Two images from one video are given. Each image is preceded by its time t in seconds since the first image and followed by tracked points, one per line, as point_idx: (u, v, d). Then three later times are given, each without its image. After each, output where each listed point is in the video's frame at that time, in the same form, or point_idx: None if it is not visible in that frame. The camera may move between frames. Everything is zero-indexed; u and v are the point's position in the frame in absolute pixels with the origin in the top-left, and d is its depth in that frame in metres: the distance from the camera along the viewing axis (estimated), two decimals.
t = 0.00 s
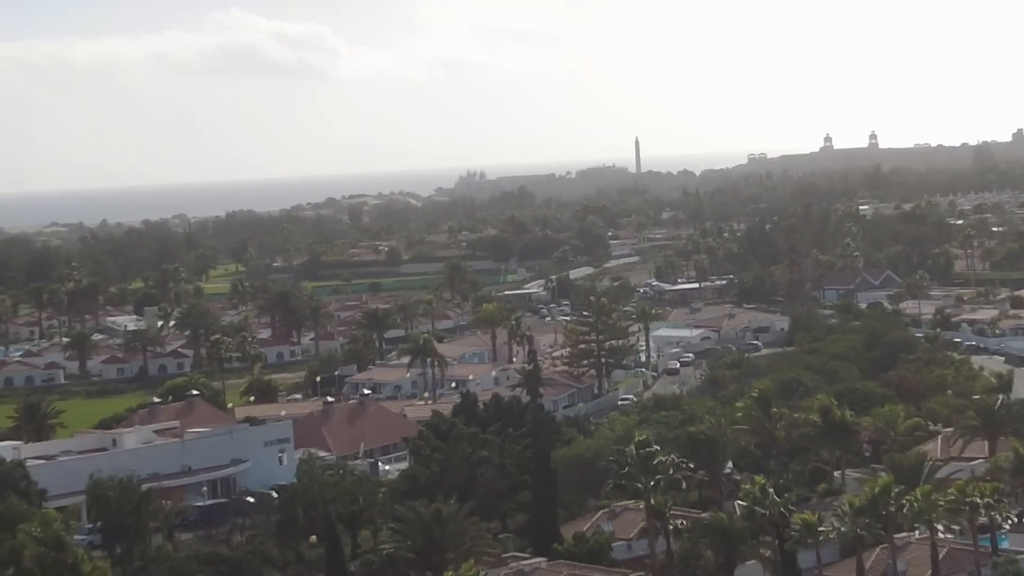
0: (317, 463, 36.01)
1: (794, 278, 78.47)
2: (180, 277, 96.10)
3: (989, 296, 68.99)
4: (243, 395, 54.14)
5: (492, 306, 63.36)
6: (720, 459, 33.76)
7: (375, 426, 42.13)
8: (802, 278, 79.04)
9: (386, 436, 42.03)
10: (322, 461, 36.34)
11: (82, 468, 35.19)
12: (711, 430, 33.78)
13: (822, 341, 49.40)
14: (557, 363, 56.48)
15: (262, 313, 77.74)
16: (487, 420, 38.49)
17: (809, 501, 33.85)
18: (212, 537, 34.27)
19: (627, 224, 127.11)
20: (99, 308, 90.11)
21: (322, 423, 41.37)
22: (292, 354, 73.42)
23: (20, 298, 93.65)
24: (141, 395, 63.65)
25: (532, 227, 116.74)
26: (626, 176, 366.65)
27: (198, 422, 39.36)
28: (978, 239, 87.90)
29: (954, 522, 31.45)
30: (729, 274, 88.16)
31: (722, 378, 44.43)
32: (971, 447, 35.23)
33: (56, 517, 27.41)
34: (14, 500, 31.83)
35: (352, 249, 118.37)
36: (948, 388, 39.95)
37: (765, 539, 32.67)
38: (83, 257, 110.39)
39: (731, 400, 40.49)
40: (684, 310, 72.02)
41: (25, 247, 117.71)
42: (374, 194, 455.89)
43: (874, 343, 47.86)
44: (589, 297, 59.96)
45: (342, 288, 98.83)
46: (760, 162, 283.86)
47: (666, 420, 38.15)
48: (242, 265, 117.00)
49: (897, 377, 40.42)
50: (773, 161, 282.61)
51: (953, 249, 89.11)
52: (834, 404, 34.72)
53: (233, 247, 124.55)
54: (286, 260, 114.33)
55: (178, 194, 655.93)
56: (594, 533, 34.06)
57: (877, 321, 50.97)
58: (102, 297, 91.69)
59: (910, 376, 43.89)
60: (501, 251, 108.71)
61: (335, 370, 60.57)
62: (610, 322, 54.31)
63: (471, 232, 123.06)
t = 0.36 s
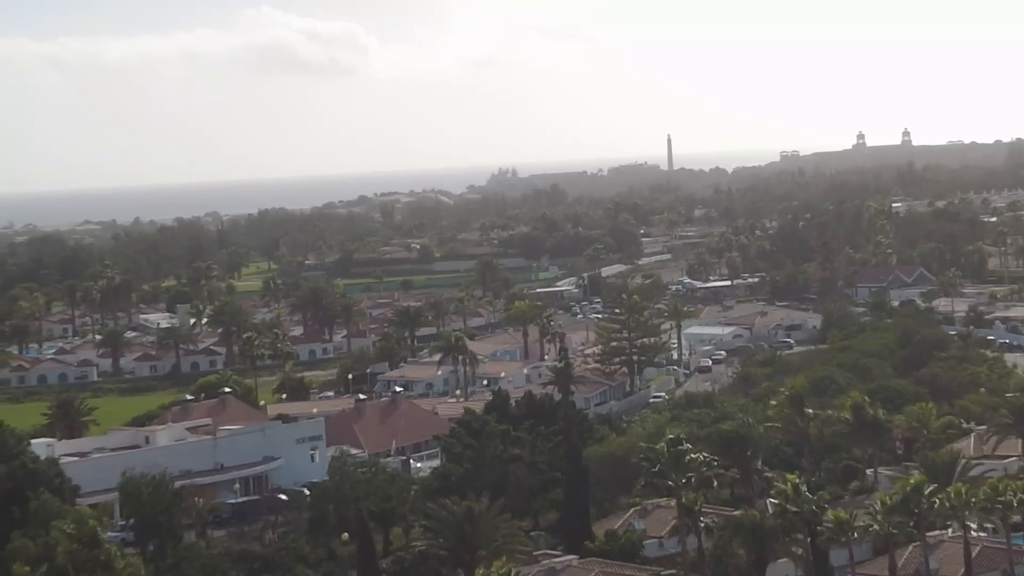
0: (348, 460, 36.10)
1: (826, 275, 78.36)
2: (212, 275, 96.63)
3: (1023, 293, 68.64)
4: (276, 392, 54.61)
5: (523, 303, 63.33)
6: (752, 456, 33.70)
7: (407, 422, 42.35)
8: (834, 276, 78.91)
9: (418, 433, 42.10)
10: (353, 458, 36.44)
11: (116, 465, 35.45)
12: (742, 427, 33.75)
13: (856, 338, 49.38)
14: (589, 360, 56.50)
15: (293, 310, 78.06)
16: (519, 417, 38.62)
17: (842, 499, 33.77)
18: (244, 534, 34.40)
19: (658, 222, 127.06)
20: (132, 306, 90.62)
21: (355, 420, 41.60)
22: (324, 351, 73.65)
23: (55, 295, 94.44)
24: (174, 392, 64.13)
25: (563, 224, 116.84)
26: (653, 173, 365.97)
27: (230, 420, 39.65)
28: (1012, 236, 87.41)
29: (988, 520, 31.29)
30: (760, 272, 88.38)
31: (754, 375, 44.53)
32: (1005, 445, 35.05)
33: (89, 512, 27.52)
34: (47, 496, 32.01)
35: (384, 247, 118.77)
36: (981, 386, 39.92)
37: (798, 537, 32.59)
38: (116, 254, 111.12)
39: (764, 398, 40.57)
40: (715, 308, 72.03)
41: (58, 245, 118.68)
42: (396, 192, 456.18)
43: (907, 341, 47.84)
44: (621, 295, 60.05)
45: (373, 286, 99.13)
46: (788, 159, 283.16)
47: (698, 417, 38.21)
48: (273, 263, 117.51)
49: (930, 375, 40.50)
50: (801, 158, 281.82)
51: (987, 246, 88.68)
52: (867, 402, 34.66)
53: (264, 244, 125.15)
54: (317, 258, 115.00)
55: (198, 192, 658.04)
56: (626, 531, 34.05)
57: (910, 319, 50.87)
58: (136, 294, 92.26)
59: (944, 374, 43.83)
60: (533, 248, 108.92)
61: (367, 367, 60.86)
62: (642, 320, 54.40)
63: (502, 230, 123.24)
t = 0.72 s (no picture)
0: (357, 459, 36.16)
1: (835, 274, 78.45)
2: (222, 274, 96.83)
3: None
4: (286, 391, 54.81)
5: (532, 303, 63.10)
6: (761, 456, 33.64)
7: (416, 422, 42.37)
8: (843, 275, 79.00)
9: (427, 432, 42.14)
10: (362, 457, 36.51)
11: (125, 464, 35.51)
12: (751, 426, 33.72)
13: (866, 338, 49.50)
14: (598, 360, 56.60)
15: (303, 309, 78.24)
16: (528, 417, 38.69)
17: (851, 498, 33.74)
18: (254, 533, 34.44)
19: (668, 221, 127.26)
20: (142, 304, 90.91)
21: (364, 420, 41.64)
22: (333, 350, 73.83)
23: (65, 293, 94.71)
24: (183, 391, 64.33)
25: (572, 224, 117.02)
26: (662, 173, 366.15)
27: (238, 419, 39.72)
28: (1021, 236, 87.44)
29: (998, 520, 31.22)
30: (768, 271, 88.53)
31: (763, 375, 44.58)
32: (1015, 445, 35.01)
33: (99, 510, 27.52)
34: (56, 494, 32.04)
35: (394, 246, 118.96)
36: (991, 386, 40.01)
37: (807, 536, 32.54)
38: (126, 252, 111.41)
39: (774, 397, 40.62)
40: (725, 307, 72.00)
41: (68, 243, 119.01)
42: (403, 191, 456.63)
43: (916, 341, 47.86)
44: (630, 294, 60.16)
45: (383, 285, 99.36)
46: (798, 158, 283.37)
47: (707, 417, 38.29)
48: (282, 262, 117.78)
49: (939, 375, 40.57)
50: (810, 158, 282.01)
51: (996, 247, 88.73)
52: (876, 402, 34.65)
53: (274, 243, 125.43)
54: (326, 257, 115.25)
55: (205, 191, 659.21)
56: (635, 530, 34.03)
57: (920, 318, 50.95)
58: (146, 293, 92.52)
59: (954, 373, 43.93)
60: (542, 248, 109.15)
61: (377, 366, 61.02)
62: (651, 319, 54.35)
63: (512, 229, 123.48)
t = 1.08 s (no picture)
0: (361, 459, 36.17)
1: (840, 276, 78.41)
2: (225, 274, 96.94)
3: None
4: (289, 392, 54.87)
5: (536, 304, 63.09)
6: (764, 456, 33.68)
7: (419, 422, 42.39)
8: (847, 277, 78.99)
9: (430, 433, 42.15)
10: (367, 458, 36.53)
11: (129, 465, 35.57)
12: (754, 427, 33.76)
13: (869, 339, 49.51)
14: (602, 361, 56.61)
15: (307, 310, 78.25)
16: (531, 417, 38.74)
17: (855, 499, 33.76)
18: (258, 534, 34.50)
19: (671, 222, 127.28)
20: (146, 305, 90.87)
21: (368, 421, 41.70)
22: (337, 351, 73.90)
23: (69, 294, 94.69)
24: (187, 392, 64.30)
25: (576, 225, 117.01)
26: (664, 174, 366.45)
27: (242, 419, 39.75)
28: None
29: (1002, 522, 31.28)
30: (772, 273, 88.57)
31: (767, 375, 44.64)
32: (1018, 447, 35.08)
33: (103, 511, 27.55)
34: (60, 495, 32.07)
35: (398, 247, 119.09)
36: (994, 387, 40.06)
37: (811, 537, 32.53)
38: (129, 253, 111.49)
39: (777, 398, 40.67)
40: (729, 308, 72.01)
41: (72, 244, 119.06)
42: (406, 192, 457.15)
43: (919, 341, 47.93)
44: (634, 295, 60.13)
45: (386, 286, 99.39)
46: (801, 159, 283.25)
47: (711, 418, 38.32)
48: (286, 262, 117.83)
49: (943, 376, 40.62)
50: (813, 158, 282.03)
51: (1001, 248, 88.74)
52: (879, 403, 34.66)
53: (277, 243, 125.54)
54: (330, 259, 115.33)
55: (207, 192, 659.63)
56: (638, 531, 34.09)
57: (924, 319, 50.96)
58: (150, 294, 92.53)
59: (957, 374, 43.96)
60: (545, 249, 109.20)
61: (380, 367, 61.03)
62: (655, 320, 54.60)
63: (515, 229, 123.50)
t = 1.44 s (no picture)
0: (357, 464, 36.17)
1: (836, 280, 78.42)
2: (221, 279, 97.02)
3: None
4: (284, 396, 54.98)
5: (532, 308, 63.03)
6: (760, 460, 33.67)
7: (414, 427, 42.40)
8: (844, 280, 78.94)
9: (426, 438, 42.16)
10: (363, 463, 36.52)
11: (124, 469, 35.56)
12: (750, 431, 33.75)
13: (864, 344, 49.58)
14: (597, 365, 56.71)
15: (302, 314, 78.25)
16: (527, 421, 38.74)
17: (850, 504, 33.75)
18: (253, 538, 34.49)
19: (667, 226, 127.35)
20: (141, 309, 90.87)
21: (363, 425, 41.68)
22: (333, 356, 73.98)
23: (64, 299, 94.79)
24: (182, 397, 64.28)
25: (571, 229, 117.05)
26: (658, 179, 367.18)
27: (238, 423, 39.74)
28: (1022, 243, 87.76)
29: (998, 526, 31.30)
30: (767, 277, 88.88)
31: (762, 380, 44.68)
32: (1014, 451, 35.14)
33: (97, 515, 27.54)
34: (55, 500, 32.06)
35: (394, 251, 119.19)
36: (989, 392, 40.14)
37: (807, 542, 32.49)
38: (125, 257, 111.56)
39: (773, 403, 40.69)
40: (724, 313, 72.05)
41: (67, 248, 119.09)
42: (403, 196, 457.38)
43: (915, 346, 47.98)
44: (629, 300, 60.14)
45: (383, 291, 99.37)
46: (796, 164, 283.69)
47: (707, 423, 38.32)
48: (281, 267, 118.00)
49: (939, 381, 40.68)
50: (808, 163, 282.62)
51: (997, 252, 89.08)
52: (873, 408, 34.66)
53: (273, 247, 125.66)
54: (326, 262, 115.43)
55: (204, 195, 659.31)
56: (634, 536, 34.09)
57: (919, 324, 51.03)
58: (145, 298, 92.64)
59: (952, 379, 44.04)
60: (542, 254, 109.24)
61: (376, 372, 61.10)
62: (651, 325, 54.81)
63: (511, 234, 123.55)
